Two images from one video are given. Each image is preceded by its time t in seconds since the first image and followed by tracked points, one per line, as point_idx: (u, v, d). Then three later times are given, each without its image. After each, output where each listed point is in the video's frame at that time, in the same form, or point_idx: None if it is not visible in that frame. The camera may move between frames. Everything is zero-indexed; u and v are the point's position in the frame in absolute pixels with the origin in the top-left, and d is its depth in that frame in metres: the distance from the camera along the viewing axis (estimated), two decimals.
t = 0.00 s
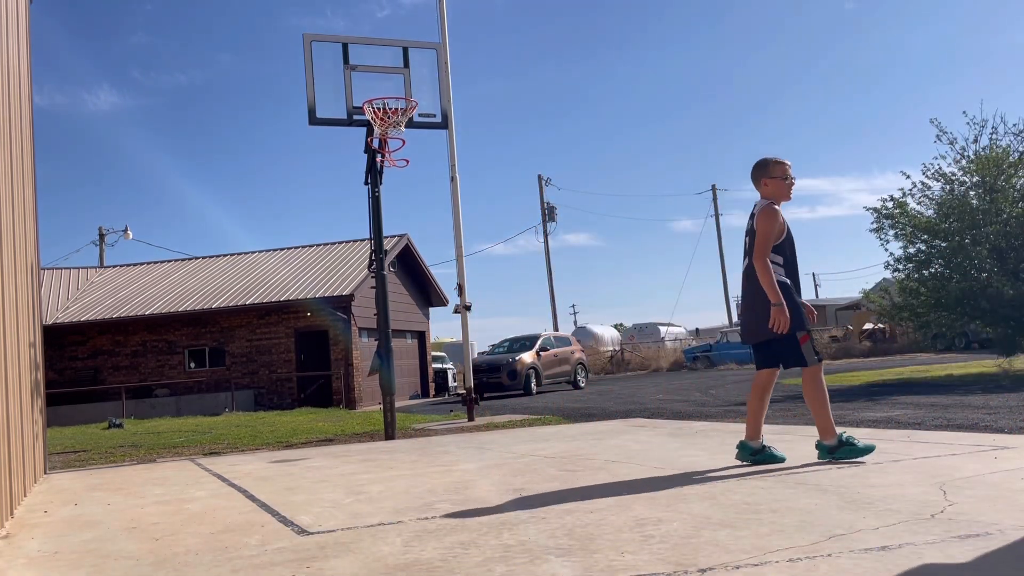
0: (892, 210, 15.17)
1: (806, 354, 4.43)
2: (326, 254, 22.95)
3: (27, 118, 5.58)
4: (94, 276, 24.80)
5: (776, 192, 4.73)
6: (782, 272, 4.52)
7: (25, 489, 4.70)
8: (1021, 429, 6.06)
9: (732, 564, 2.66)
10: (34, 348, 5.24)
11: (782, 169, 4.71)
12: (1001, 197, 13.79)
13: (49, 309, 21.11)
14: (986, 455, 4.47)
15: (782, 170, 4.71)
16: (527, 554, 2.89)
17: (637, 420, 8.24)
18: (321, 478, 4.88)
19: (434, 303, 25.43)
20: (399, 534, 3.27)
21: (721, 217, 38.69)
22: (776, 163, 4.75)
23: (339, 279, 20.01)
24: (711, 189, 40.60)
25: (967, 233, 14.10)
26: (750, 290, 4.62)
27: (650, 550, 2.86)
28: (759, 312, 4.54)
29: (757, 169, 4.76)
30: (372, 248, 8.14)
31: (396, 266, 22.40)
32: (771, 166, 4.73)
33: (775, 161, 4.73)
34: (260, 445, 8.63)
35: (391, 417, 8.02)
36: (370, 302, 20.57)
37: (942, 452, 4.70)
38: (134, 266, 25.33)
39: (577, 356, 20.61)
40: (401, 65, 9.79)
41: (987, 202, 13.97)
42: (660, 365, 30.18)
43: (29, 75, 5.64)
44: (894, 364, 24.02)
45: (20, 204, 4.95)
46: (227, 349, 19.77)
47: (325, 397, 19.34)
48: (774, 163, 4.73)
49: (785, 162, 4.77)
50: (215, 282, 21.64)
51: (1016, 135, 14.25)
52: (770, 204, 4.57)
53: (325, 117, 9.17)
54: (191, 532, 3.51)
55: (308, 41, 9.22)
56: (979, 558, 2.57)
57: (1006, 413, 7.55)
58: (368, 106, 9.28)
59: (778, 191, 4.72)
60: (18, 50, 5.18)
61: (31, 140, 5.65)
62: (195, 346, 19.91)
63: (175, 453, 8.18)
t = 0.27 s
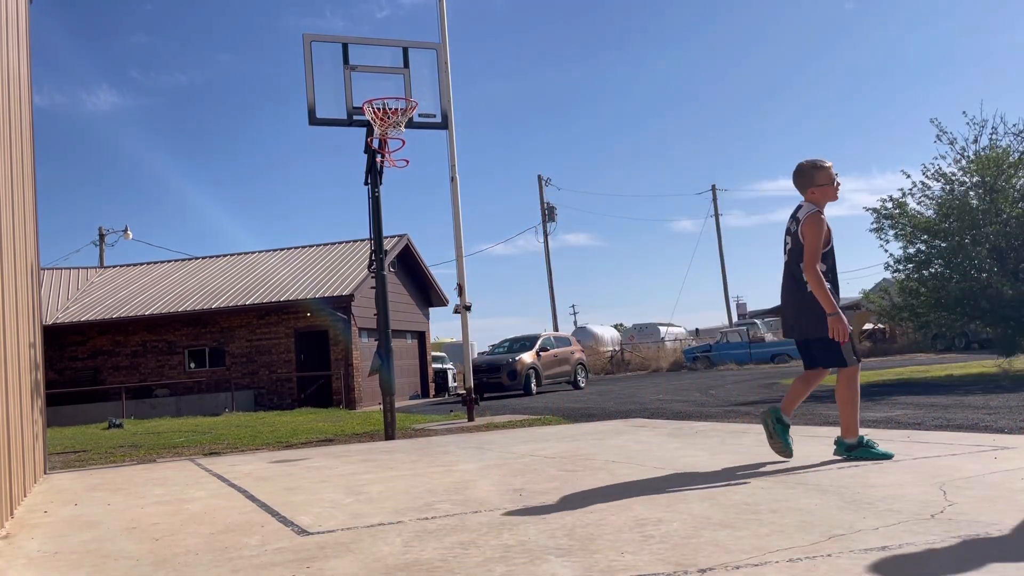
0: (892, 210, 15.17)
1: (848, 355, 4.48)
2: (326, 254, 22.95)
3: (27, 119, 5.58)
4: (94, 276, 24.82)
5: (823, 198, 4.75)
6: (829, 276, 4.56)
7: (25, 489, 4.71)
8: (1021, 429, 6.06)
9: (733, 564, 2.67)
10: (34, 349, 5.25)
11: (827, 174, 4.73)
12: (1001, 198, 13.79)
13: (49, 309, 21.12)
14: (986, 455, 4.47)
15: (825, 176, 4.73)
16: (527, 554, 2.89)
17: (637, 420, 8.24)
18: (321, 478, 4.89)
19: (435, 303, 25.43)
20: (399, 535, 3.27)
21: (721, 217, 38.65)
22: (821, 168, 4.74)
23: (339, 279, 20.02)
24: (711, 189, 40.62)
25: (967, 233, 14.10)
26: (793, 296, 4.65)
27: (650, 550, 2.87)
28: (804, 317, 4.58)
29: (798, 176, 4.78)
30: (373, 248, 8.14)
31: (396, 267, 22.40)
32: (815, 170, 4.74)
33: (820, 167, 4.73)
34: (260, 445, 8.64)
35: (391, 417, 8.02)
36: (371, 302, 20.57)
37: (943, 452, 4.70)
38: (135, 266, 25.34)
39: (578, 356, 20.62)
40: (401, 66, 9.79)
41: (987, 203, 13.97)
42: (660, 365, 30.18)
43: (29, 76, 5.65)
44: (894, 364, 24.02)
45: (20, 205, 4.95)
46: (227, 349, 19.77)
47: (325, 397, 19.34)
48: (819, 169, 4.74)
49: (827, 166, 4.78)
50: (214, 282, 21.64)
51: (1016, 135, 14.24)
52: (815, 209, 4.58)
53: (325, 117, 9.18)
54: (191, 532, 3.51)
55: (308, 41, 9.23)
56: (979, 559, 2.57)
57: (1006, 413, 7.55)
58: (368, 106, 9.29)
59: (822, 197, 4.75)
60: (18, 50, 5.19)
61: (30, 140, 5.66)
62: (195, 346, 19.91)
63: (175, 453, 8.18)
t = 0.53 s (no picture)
0: (892, 210, 15.17)
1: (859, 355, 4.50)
2: (326, 254, 22.94)
3: (27, 118, 5.58)
4: (94, 276, 24.81)
5: (843, 206, 4.73)
6: (845, 280, 4.60)
7: (25, 489, 4.70)
8: (1021, 429, 6.06)
9: (732, 564, 2.66)
10: (34, 349, 5.24)
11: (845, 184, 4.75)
12: (1001, 198, 13.79)
13: (49, 308, 21.12)
14: (986, 455, 4.47)
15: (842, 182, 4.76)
16: (527, 554, 2.88)
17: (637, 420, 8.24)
18: (322, 479, 4.88)
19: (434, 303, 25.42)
20: (399, 535, 3.27)
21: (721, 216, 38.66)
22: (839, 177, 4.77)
23: (339, 279, 20.02)
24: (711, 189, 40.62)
25: (967, 233, 14.09)
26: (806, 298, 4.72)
27: (650, 550, 2.86)
28: (815, 320, 4.65)
29: (817, 183, 4.81)
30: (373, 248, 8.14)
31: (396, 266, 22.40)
32: (834, 178, 4.74)
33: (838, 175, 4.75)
34: (260, 445, 8.64)
35: (391, 417, 8.01)
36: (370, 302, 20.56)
37: (943, 452, 4.70)
38: (135, 266, 25.34)
39: (577, 356, 20.62)
40: (401, 65, 9.78)
41: (987, 203, 13.98)
42: (660, 365, 30.18)
43: (29, 76, 5.64)
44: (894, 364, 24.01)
45: (20, 204, 4.95)
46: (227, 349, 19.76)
47: (325, 397, 19.34)
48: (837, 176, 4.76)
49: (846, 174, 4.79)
50: (214, 282, 21.64)
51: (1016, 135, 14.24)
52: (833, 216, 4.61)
53: (325, 117, 9.18)
54: (191, 532, 3.51)
55: (308, 41, 9.22)
56: (980, 559, 2.57)
57: (1006, 413, 7.55)
58: (368, 106, 9.28)
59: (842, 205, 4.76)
60: (18, 50, 5.19)
61: (31, 140, 5.65)
62: (195, 346, 19.91)
63: (175, 453, 8.18)
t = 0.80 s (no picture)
0: (892, 210, 15.17)
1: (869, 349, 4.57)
2: (326, 254, 22.95)
3: (27, 118, 5.58)
4: (94, 276, 24.81)
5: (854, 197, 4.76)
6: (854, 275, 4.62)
7: (25, 489, 4.70)
8: (1021, 429, 6.06)
9: (733, 564, 2.66)
10: (34, 348, 5.24)
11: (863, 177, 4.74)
12: (1002, 197, 13.79)
13: (49, 308, 21.11)
14: (986, 455, 4.47)
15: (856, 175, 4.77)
16: (526, 554, 2.88)
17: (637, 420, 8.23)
18: (322, 478, 4.88)
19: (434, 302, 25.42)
20: (399, 534, 3.27)
21: (720, 216, 38.65)
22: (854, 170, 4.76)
23: (339, 279, 20.02)
24: (711, 189, 40.61)
25: (967, 233, 14.09)
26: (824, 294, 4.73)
27: (650, 550, 2.86)
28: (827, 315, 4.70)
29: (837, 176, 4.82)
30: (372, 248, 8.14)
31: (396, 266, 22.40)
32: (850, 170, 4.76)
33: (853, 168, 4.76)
34: (260, 445, 8.63)
35: (391, 417, 8.01)
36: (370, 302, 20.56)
37: (943, 452, 4.69)
38: (135, 266, 25.33)
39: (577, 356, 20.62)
40: (401, 65, 9.78)
41: (987, 202, 13.98)
42: (660, 365, 30.18)
43: (29, 75, 5.64)
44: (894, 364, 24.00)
45: (20, 203, 4.95)
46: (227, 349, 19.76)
47: (325, 397, 19.34)
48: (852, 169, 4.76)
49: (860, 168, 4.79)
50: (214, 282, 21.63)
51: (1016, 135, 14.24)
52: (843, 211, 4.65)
53: (325, 117, 9.18)
54: (191, 532, 3.51)
55: (308, 41, 9.22)
56: (981, 559, 2.57)
57: (1006, 413, 7.55)
58: (368, 106, 9.28)
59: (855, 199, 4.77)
60: (18, 48, 5.18)
61: (31, 139, 5.65)
62: (195, 346, 19.91)
63: (175, 453, 8.18)
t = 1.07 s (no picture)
0: (892, 210, 15.17)
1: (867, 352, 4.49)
2: (326, 254, 22.95)
3: (27, 117, 5.58)
4: (94, 276, 24.82)
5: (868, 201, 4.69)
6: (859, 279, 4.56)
7: (25, 488, 4.70)
8: (1021, 429, 6.06)
9: (733, 565, 2.66)
10: (34, 348, 5.24)
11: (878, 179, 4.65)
12: (1001, 197, 13.80)
13: (49, 308, 21.12)
14: (986, 455, 4.47)
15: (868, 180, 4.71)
16: (525, 555, 2.88)
17: (637, 420, 8.24)
18: (322, 478, 4.89)
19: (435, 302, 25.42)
20: (399, 534, 3.27)
21: (720, 216, 38.65)
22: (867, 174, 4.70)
23: (339, 279, 20.03)
24: (711, 190, 40.63)
25: (967, 233, 14.10)
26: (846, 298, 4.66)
27: (650, 550, 2.86)
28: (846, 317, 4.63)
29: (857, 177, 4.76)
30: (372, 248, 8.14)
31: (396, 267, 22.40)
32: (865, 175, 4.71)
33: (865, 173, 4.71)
34: (260, 445, 8.64)
35: (391, 417, 8.01)
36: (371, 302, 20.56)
37: (943, 451, 4.70)
38: (135, 266, 25.34)
39: (578, 356, 20.63)
40: (401, 65, 9.79)
41: (987, 203, 13.99)
42: (660, 366, 30.19)
43: (29, 74, 5.65)
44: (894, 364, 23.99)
45: (20, 203, 4.95)
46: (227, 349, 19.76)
47: (325, 397, 19.34)
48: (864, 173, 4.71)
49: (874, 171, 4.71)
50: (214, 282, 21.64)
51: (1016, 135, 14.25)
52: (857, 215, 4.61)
53: (325, 117, 9.19)
54: (191, 532, 3.51)
55: (308, 41, 9.23)
56: (980, 559, 2.57)
57: (1006, 413, 7.55)
58: (368, 106, 9.28)
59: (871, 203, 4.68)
60: (18, 48, 5.19)
61: (31, 139, 5.65)
62: (195, 346, 19.91)
63: (175, 453, 8.19)
